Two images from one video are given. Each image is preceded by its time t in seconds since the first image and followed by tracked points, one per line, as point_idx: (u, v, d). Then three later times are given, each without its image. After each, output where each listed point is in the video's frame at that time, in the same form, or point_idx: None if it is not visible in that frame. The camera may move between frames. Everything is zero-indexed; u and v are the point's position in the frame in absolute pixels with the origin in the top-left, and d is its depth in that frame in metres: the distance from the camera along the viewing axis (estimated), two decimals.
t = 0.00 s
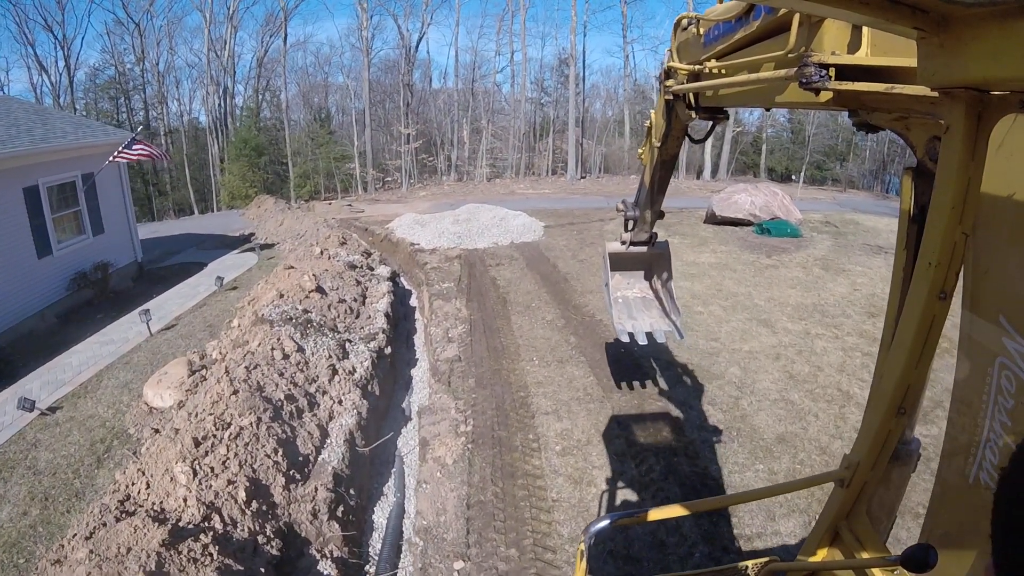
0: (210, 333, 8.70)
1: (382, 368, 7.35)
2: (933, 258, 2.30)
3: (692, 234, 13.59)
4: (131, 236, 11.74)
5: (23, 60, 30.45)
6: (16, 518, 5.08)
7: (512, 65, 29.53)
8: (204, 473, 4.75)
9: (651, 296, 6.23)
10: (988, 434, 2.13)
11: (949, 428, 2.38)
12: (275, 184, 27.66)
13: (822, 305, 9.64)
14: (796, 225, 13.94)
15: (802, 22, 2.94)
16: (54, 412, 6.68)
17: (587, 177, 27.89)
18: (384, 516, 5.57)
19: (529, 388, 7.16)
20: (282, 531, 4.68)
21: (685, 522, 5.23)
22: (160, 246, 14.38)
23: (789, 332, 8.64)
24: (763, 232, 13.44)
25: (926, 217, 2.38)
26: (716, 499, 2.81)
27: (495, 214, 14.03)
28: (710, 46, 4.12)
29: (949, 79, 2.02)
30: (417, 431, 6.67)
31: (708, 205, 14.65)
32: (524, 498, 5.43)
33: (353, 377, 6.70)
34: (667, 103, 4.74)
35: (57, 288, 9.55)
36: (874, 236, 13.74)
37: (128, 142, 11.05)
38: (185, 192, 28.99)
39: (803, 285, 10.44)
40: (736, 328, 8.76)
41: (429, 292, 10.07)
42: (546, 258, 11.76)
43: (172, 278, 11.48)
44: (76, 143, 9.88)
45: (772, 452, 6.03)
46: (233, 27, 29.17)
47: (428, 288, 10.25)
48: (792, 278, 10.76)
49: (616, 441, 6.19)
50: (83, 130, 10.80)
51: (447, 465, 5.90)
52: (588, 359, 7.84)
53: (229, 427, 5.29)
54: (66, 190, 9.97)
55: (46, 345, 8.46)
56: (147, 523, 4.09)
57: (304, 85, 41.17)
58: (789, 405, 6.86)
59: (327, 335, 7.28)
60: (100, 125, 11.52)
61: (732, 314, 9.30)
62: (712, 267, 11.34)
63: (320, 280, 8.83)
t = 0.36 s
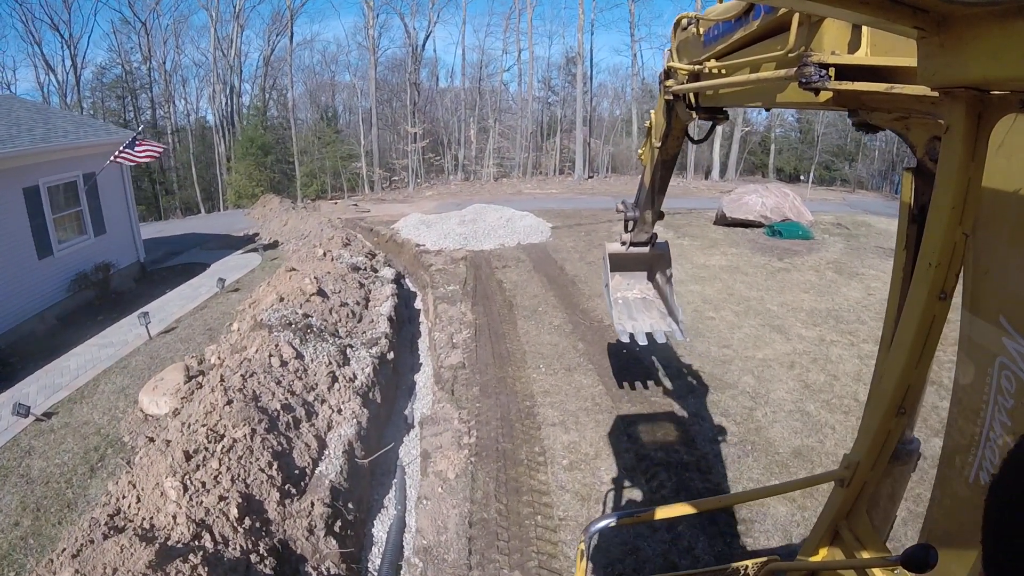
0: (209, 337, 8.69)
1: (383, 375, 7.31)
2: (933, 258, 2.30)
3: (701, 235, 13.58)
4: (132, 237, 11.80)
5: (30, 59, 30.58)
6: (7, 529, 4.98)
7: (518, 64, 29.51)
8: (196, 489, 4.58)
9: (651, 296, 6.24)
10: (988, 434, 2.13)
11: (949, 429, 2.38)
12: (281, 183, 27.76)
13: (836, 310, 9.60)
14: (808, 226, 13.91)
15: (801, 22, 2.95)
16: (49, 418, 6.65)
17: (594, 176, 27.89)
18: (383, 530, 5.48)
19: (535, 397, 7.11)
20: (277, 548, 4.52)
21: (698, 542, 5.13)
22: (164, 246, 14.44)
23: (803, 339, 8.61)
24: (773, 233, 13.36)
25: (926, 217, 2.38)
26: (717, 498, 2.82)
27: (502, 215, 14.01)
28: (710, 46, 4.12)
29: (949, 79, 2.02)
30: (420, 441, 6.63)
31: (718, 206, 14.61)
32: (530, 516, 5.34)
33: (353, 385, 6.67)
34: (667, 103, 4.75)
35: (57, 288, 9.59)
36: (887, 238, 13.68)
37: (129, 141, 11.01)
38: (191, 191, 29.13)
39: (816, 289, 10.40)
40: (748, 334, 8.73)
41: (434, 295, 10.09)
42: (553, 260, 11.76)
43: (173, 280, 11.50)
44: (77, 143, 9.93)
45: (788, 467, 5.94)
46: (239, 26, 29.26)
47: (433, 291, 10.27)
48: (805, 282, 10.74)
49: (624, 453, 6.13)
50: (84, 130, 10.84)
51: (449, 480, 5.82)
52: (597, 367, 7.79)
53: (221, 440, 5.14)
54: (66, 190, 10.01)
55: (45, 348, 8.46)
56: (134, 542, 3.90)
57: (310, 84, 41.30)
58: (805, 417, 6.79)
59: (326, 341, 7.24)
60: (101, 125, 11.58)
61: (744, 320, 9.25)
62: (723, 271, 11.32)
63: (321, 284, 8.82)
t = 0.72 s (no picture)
0: (213, 339, 8.70)
1: (388, 381, 7.33)
2: (933, 258, 2.29)
3: (715, 237, 13.52)
4: (141, 237, 11.93)
5: (42, 57, 30.77)
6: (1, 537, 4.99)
7: (529, 63, 29.49)
8: (189, 503, 4.62)
9: (650, 295, 6.24)
10: (987, 436, 2.13)
11: (949, 430, 2.38)
12: (291, 182, 27.88)
13: (854, 317, 9.46)
14: (823, 229, 13.80)
15: (801, 22, 2.95)
16: (49, 422, 6.67)
17: (604, 176, 27.84)
18: (385, 545, 5.46)
19: (544, 407, 6.98)
20: (272, 566, 4.57)
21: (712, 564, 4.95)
22: (171, 244, 14.54)
23: (820, 347, 8.47)
24: (788, 236, 13.29)
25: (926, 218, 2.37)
26: (717, 498, 2.82)
27: (512, 216, 13.99)
28: (709, 46, 4.13)
29: (950, 79, 2.01)
30: (425, 452, 6.57)
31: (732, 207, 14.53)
32: (536, 536, 5.20)
33: (357, 393, 6.67)
34: (667, 103, 4.75)
35: (61, 288, 9.68)
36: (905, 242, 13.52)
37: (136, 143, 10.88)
38: (202, 189, 29.41)
39: (833, 295, 10.27)
40: (764, 341, 8.58)
41: (441, 297, 10.08)
42: (564, 261, 11.71)
43: (179, 280, 11.55)
44: (82, 142, 10.00)
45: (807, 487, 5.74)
46: (250, 25, 29.39)
47: (441, 293, 10.27)
48: (821, 287, 10.62)
49: (634, 467, 6.00)
50: (90, 129, 10.93)
51: (454, 497, 5.73)
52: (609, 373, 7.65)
53: (218, 451, 5.14)
54: (72, 188, 10.12)
55: (49, 348, 8.49)
56: (124, 561, 3.99)
57: (322, 83, 41.48)
58: (823, 431, 6.62)
59: (330, 346, 7.25)
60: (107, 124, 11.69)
61: (761, 327, 9.10)
62: (738, 274, 11.22)
63: (327, 285, 8.86)
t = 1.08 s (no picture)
0: (209, 346, 8.60)
1: (387, 391, 7.09)
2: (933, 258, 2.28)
3: (724, 241, 13.45)
4: (140, 238, 11.97)
5: (49, 58, 30.94)
6: None
7: (535, 64, 29.49)
8: (173, 525, 4.35)
9: (644, 297, 6.25)
10: (987, 434, 2.12)
11: (949, 430, 2.38)
12: (295, 183, 27.89)
13: (867, 325, 9.29)
14: (833, 233, 13.70)
15: (799, 21, 2.95)
16: (39, 431, 6.49)
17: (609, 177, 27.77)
18: (381, 563, 5.24)
19: (549, 421, 6.81)
20: None
21: None
22: (172, 247, 14.54)
23: (834, 357, 8.26)
24: (798, 240, 13.23)
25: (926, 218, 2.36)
26: (717, 498, 2.83)
27: (517, 220, 13.97)
28: (706, 45, 4.14)
29: (950, 78, 2.01)
30: (423, 470, 6.37)
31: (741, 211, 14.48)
32: (540, 560, 5.03)
33: (353, 405, 6.41)
34: (665, 102, 4.76)
35: (59, 291, 9.69)
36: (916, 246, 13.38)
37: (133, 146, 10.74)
38: (207, 190, 29.54)
39: (846, 302, 10.12)
40: (776, 351, 8.39)
41: (444, 303, 10.02)
42: (569, 266, 11.64)
43: (178, 283, 11.55)
44: (80, 143, 10.02)
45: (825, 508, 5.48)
46: (254, 26, 29.43)
47: (444, 299, 10.22)
48: (833, 294, 10.47)
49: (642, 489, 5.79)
50: (90, 130, 10.94)
51: (453, 516, 5.57)
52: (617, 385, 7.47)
53: (205, 469, 4.86)
54: (70, 190, 10.13)
55: (44, 355, 8.41)
56: None
57: (327, 84, 41.57)
58: (839, 446, 6.39)
59: (326, 356, 7.00)
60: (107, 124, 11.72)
61: (773, 335, 8.93)
62: (748, 279, 11.09)
63: (325, 292, 8.66)
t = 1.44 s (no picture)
0: (200, 353, 8.44)
1: (381, 403, 6.93)
2: (934, 259, 2.28)
3: (729, 243, 13.43)
4: (134, 240, 11.99)
5: (49, 59, 30.95)
6: None
7: (535, 64, 29.50)
8: (153, 553, 4.10)
9: (649, 296, 6.26)
10: (986, 435, 2.14)
11: (949, 430, 2.38)
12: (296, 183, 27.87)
13: (877, 331, 9.11)
14: (839, 234, 13.64)
15: (801, 22, 2.97)
16: (25, 443, 6.30)
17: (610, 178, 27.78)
18: None
19: (551, 437, 6.56)
20: None
21: None
22: (168, 249, 14.49)
23: (846, 366, 8.04)
24: (803, 242, 13.18)
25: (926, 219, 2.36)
26: (717, 498, 2.83)
27: (517, 220, 14.01)
28: (710, 46, 4.15)
29: (949, 79, 2.01)
30: (419, 486, 6.14)
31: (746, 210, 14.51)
32: None
33: (346, 419, 6.24)
34: (668, 103, 4.77)
35: (53, 295, 9.67)
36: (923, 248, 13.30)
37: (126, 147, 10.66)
38: (207, 190, 29.59)
39: (855, 306, 9.97)
40: (786, 359, 8.20)
41: (443, 309, 9.91)
42: (570, 268, 11.57)
43: (172, 287, 11.51)
44: (73, 145, 10.01)
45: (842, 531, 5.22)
46: (255, 26, 29.43)
47: (442, 304, 10.12)
48: (842, 298, 10.34)
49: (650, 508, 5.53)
50: (82, 130, 10.94)
51: (448, 543, 5.25)
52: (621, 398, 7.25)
53: (187, 492, 4.59)
54: (63, 192, 10.14)
55: (33, 362, 8.27)
56: None
57: (328, 84, 41.57)
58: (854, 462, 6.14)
59: (318, 366, 6.81)
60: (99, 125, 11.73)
61: (781, 343, 8.76)
62: (754, 283, 10.98)
63: (319, 298, 8.52)
